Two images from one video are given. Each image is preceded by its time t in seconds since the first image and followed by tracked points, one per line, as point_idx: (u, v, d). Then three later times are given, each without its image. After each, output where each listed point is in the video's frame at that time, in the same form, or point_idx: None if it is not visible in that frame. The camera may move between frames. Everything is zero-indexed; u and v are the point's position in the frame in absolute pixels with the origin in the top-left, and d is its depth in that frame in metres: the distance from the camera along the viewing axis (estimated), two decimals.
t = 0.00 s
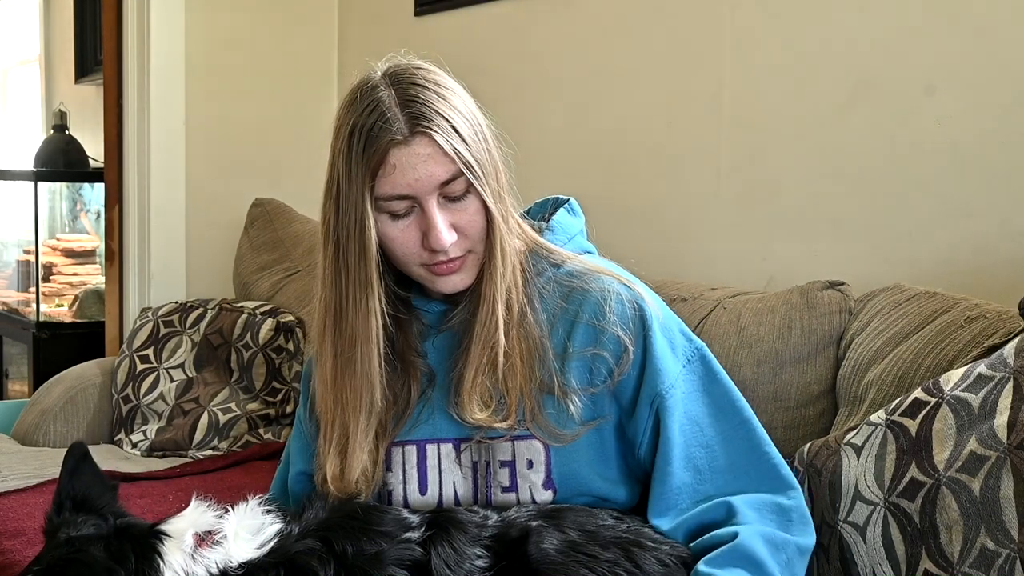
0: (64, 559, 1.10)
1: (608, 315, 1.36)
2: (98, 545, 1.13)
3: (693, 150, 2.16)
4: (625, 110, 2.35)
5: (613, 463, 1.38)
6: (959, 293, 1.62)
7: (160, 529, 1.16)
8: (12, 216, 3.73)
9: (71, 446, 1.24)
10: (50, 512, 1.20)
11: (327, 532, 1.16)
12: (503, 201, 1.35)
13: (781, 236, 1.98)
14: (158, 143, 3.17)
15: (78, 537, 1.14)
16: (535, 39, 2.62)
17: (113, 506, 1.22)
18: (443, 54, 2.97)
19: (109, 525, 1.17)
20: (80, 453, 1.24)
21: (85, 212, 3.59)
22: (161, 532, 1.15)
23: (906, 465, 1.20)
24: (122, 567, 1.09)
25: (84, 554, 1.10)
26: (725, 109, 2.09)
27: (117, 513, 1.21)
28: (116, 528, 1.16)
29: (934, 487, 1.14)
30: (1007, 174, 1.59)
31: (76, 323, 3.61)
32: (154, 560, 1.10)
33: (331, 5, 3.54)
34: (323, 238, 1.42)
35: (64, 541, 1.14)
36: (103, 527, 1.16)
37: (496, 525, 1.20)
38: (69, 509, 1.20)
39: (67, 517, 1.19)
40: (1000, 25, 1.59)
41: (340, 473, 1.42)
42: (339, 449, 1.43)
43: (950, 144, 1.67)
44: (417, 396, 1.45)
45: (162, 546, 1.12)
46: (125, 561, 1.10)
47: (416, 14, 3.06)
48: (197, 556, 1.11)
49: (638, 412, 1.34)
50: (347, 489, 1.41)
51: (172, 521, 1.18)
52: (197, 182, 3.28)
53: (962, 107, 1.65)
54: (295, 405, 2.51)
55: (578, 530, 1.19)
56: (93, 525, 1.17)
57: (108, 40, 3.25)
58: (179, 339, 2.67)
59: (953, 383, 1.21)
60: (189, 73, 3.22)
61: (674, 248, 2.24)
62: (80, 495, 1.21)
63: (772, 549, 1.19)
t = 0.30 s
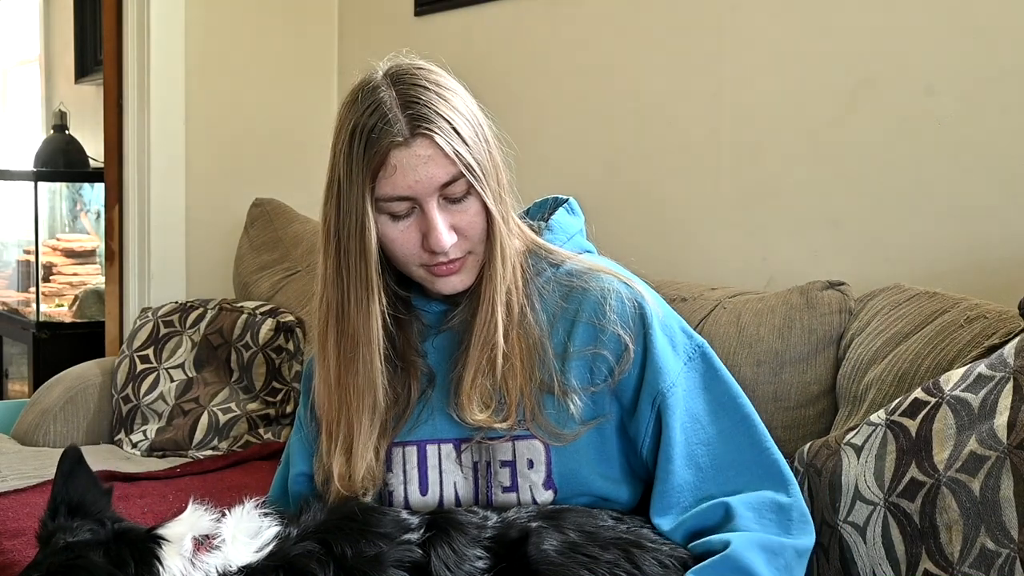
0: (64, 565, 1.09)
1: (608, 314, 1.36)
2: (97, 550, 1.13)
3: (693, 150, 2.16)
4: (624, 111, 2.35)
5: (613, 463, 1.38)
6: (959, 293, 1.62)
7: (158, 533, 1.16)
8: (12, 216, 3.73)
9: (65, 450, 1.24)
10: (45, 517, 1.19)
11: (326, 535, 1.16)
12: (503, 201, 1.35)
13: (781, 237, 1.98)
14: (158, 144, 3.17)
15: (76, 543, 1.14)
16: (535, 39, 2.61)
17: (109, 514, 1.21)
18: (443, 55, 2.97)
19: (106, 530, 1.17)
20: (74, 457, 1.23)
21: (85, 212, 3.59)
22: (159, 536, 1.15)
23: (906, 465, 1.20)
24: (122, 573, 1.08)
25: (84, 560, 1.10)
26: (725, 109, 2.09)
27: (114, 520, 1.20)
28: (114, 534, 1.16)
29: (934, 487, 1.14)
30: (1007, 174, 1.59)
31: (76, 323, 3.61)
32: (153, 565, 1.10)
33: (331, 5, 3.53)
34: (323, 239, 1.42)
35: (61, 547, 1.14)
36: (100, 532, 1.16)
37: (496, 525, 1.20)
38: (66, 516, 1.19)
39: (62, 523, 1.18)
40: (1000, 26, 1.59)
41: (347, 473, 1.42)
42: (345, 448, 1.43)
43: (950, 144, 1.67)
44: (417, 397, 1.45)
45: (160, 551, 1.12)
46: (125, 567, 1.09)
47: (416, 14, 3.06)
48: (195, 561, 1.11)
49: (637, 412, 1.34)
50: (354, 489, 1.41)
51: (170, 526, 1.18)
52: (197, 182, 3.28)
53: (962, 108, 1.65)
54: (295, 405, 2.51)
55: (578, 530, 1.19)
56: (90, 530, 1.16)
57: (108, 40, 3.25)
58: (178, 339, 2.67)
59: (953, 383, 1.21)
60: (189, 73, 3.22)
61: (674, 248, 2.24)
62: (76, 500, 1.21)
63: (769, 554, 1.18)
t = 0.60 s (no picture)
0: (65, 568, 1.09)
1: (608, 313, 1.36)
2: (97, 552, 1.12)
3: (693, 150, 2.16)
4: (624, 111, 2.35)
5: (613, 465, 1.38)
6: (959, 293, 1.62)
7: (157, 535, 1.16)
8: (12, 216, 3.73)
9: (68, 455, 1.24)
10: (45, 520, 1.19)
11: (324, 535, 1.16)
12: (504, 201, 1.35)
13: (781, 237, 1.98)
14: (158, 143, 3.17)
15: (77, 545, 1.14)
16: (535, 39, 2.61)
17: (109, 516, 1.21)
18: (442, 55, 2.97)
19: (106, 533, 1.16)
20: (77, 462, 1.24)
21: (85, 212, 3.59)
22: (158, 538, 1.15)
23: (906, 465, 1.19)
24: None
25: (85, 562, 1.10)
26: (725, 108, 2.09)
27: (114, 522, 1.20)
28: (115, 536, 1.16)
29: (934, 487, 1.14)
30: (1007, 174, 1.59)
31: (76, 323, 3.61)
32: (152, 567, 1.10)
33: (331, 5, 3.53)
34: (324, 238, 1.42)
35: (61, 550, 1.14)
36: (100, 535, 1.16)
37: (495, 525, 1.20)
38: (66, 518, 1.19)
39: (63, 526, 1.18)
40: (1000, 25, 1.58)
41: (342, 471, 1.42)
42: (342, 446, 1.43)
43: (950, 144, 1.67)
44: (417, 396, 1.45)
45: (158, 552, 1.12)
46: (126, 569, 1.09)
47: (416, 14, 3.06)
48: (193, 562, 1.11)
49: (637, 412, 1.33)
50: (349, 488, 1.41)
51: (169, 527, 1.18)
52: (196, 182, 3.28)
53: (962, 108, 1.65)
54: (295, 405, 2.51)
55: (578, 530, 1.19)
56: (90, 533, 1.16)
57: (108, 40, 3.25)
58: (178, 339, 2.67)
59: (953, 383, 1.21)
60: (189, 73, 3.22)
61: (673, 248, 2.24)
62: (76, 504, 1.21)
63: (764, 555, 1.18)
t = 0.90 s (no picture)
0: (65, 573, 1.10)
1: (609, 314, 1.36)
2: (97, 557, 1.13)
3: (693, 150, 2.16)
4: (625, 111, 2.35)
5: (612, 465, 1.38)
6: (959, 293, 1.62)
7: (154, 537, 1.16)
8: (12, 217, 3.73)
9: (69, 458, 1.25)
10: (46, 523, 1.20)
11: (321, 535, 1.16)
12: (507, 201, 1.36)
13: (781, 237, 1.98)
14: (158, 144, 3.17)
15: (77, 549, 1.14)
16: (535, 39, 2.61)
17: (109, 519, 1.22)
18: (442, 55, 2.97)
19: (106, 537, 1.17)
20: (78, 465, 1.25)
21: (85, 212, 3.59)
22: (155, 540, 1.15)
23: (906, 465, 1.19)
24: None
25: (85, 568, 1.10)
26: (725, 108, 2.09)
27: (114, 525, 1.21)
28: (114, 540, 1.16)
29: (934, 487, 1.14)
30: (1007, 174, 1.59)
31: (76, 323, 3.61)
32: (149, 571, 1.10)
33: (331, 5, 3.53)
34: (327, 238, 1.42)
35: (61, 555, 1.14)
36: (99, 539, 1.16)
37: (494, 524, 1.20)
38: (66, 521, 1.20)
39: (64, 529, 1.18)
40: (1000, 25, 1.58)
41: (348, 471, 1.42)
42: (346, 447, 1.43)
43: (950, 144, 1.67)
44: (417, 397, 1.45)
45: (155, 555, 1.12)
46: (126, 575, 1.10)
47: (416, 14, 3.06)
48: (189, 564, 1.12)
49: (638, 413, 1.33)
50: (355, 487, 1.41)
51: (165, 529, 1.18)
52: (196, 182, 3.28)
53: (962, 108, 1.65)
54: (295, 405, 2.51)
55: (577, 529, 1.19)
56: (90, 537, 1.17)
57: (108, 40, 3.25)
58: (178, 339, 2.67)
59: (953, 383, 1.21)
60: (189, 74, 3.22)
61: (674, 248, 2.24)
62: (77, 506, 1.21)
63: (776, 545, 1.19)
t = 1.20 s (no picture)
0: None
1: (611, 312, 1.35)
2: (93, 561, 1.13)
3: (693, 150, 2.16)
4: (624, 111, 2.35)
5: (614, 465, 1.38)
6: (959, 293, 1.62)
7: (151, 540, 1.16)
8: (12, 216, 3.74)
9: (62, 461, 1.23)
10: (42, 527, 1.19)
11: (320, 536, 1.16)
12: (508, 197, 1.37)
13: (781, 236, 1.98)
14: (159, 144, 3.17)
15: (73, 553, 1.14)
16: (535, 39, 2.62)
17: (105, 522, 1.21)
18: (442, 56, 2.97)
19: (102, 540, 1.16)
20: (71, 467, 1.23)
21: (85, 212, 3.59)
22: (151, 543, 1.15)
23: (906, 465, 1.19)
24: None
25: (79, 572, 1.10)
26: (725, 108, 2.09)
27: (110, 527, 1.20)
28: (110, 543, 1.16)
29: (934, 487, 1.14)
30: (1006, 174, 1.59)
31: (76, 323, 3.61)
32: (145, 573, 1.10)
33: (331, 4, 3.53)
34: (330, 238, 1.43)
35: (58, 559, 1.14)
36: (96, 542, 1.16)
37: (495, 524, 1.20)
38: (62, 525, 1.19)
39: (60, 534, 1.18)
40: (1000, 25, 1.58)
41: (352, 468, 1.43)
42: (349, 446, 1.44)
43: (950, 144, 1.67)
44: (417, 397, 1.45)
45: (151, 557, 1.12)
46: None
47: (416, 14, 3.06)
48: (185, 565, 1.11)
49: (641, 412, 1.33)
50: (359, 484, 1.42)
51: (161, 532, 1.18)
52: (196, 182, 3.28)
53: (961, 108, 1.65)
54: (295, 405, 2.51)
55: (579, 530, 1.19)
56: (86, 540, 1.16)
57: (108, 41, 3.25)
58: (178, 339, 2.67)
59: (953, 383, 1.21)
60: (189, 74, 3.23)
61: (674, 247, 2.24)
62: (73, 510, 1.20)
63: (792, 560, 1.19)
